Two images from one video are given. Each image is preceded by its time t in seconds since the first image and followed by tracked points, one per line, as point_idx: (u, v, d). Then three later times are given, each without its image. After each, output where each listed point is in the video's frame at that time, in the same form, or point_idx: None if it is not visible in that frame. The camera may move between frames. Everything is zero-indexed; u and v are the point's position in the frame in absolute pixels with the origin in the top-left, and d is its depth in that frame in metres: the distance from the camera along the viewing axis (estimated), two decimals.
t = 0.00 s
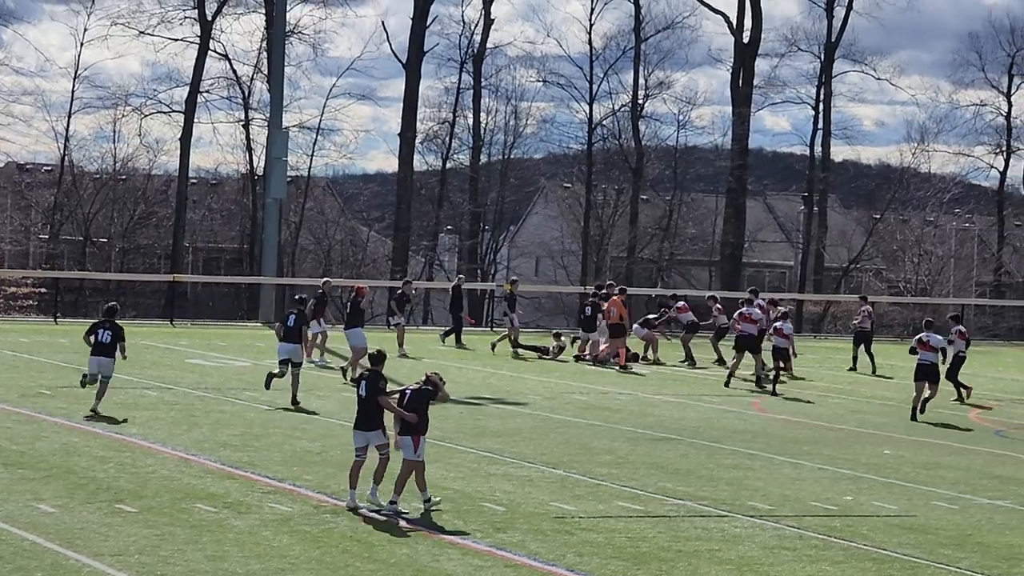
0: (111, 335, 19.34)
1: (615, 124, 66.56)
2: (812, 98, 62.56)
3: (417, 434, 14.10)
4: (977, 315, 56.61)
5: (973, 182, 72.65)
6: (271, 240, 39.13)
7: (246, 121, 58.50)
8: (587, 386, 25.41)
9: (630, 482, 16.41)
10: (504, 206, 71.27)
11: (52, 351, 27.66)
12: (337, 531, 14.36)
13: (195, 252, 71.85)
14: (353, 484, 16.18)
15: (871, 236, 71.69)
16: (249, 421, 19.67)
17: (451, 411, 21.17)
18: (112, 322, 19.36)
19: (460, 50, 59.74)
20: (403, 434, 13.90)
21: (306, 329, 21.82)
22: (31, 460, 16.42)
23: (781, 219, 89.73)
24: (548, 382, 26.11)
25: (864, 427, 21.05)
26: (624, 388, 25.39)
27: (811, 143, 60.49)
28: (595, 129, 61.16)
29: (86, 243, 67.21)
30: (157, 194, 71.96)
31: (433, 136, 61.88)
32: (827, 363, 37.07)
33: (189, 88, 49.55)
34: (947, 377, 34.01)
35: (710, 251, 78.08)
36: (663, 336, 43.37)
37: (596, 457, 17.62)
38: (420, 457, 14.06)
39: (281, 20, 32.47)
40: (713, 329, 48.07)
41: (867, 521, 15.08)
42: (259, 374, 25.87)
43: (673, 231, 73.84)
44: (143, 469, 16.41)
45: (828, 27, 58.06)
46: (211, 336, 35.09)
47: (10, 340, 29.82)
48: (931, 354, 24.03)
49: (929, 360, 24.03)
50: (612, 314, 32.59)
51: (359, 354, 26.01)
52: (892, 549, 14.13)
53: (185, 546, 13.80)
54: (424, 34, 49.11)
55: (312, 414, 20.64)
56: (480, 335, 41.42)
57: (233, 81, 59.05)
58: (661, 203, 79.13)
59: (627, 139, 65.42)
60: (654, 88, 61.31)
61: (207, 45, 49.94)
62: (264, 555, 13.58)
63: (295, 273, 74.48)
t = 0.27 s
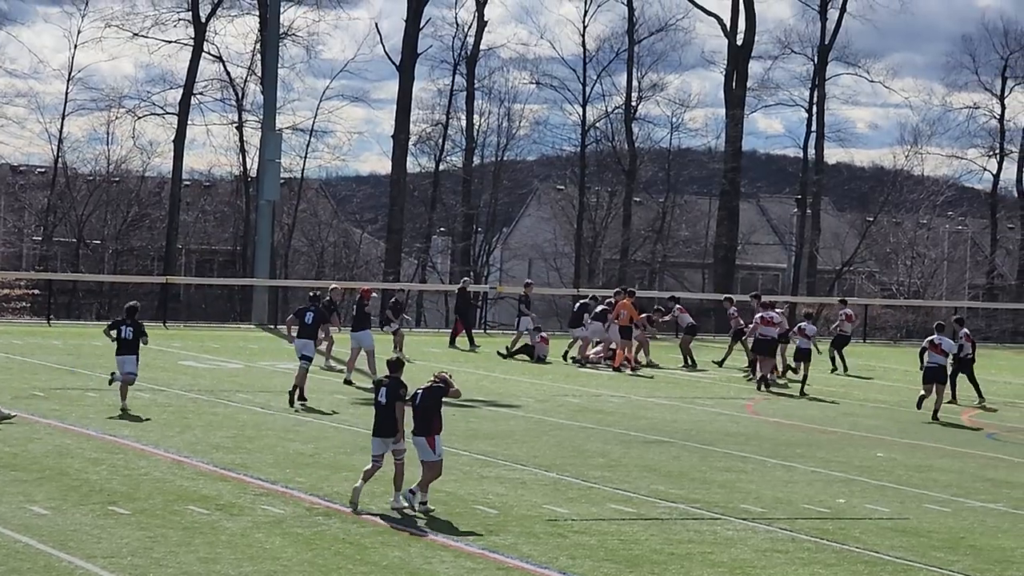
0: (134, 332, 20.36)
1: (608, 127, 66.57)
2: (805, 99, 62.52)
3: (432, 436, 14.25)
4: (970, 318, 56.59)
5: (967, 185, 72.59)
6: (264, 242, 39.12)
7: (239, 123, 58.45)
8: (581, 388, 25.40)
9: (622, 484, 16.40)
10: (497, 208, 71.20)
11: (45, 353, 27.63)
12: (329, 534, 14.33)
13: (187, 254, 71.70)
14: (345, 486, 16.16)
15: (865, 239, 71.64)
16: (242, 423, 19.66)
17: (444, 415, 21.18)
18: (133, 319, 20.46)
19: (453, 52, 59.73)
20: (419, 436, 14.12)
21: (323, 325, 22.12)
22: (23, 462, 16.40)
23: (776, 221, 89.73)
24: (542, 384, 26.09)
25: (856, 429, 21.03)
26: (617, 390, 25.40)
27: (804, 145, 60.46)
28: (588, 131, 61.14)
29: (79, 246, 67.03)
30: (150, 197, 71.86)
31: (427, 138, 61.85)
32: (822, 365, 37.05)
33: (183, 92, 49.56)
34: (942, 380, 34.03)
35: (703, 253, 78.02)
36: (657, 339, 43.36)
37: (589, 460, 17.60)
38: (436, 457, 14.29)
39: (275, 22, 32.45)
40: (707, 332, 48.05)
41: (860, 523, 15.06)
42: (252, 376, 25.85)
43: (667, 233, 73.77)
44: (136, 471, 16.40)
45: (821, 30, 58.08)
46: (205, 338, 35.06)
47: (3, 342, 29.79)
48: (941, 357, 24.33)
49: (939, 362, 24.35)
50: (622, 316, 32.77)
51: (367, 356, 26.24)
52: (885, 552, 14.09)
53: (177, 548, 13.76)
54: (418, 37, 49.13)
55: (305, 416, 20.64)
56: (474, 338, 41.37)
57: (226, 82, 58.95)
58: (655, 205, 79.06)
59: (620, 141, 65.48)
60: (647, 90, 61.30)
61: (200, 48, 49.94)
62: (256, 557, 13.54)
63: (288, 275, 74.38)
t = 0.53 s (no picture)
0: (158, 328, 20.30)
1: (603, 126, 66.49)
2: (801, 98, 62.46)
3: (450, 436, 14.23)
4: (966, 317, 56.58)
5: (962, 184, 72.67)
6: (260, 243, 39.08)
7: (235, 123, 58.34)
8: (577, 388, 25.40)
9: (619, 484, 16.40)
10: (493, 208, 71.11)
11: (40, 355, 27.61)
12: (326, 534, 14.33)
13: (182, 256, 71.56)
14: (341, 487, 16.15)
15: (861, 238, 71.62)
16: (238, 424, 19.65)
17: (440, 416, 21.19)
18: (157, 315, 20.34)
19: (449, 52, 59.66)
20: (435, 435, 14.17)
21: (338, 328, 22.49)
22: (20, 464, 16.39)
23: (771, 221, 89.71)
24: (538, 384, 26.10)
25: (852, 429, 21.06)
26: (613, 390, 25.41)
27: (800, 144, 60.41)
28: (583, 131, 61.06)
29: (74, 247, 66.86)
30: (146, 198, 71.74)
31: (422, 138, 61.77)
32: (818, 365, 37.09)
33: (178, 93, 49.49)
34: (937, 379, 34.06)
35: (699, 253, 77.94)
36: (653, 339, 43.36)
37: (585, 460, 17.60)
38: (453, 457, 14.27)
39: (270, 22, 32.43)
40: (703, 332, 48.02)
41: (857, 522, 15.06)
42: (248, 377, 25.85)
43: (663, 233, 73.68)
44: (132, 472, 16.39)
45: (817, 29, 58.03)
46: (202, 339, 35.04)
47: None
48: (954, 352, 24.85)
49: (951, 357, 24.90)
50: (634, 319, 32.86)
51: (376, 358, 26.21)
52: (881, 551, 14.09)
53: (174, 549, 13.74)
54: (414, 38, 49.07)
55: (301, 417, 20.64)
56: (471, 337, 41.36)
57: (221, 83, 58.82)
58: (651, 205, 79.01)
59: (615, 141, 65.48)
60: (643, 90, 61.23)
61: (195, 48, 49.85)
62: (253, 558, 13.52)
63: (283, 276, 74.24)
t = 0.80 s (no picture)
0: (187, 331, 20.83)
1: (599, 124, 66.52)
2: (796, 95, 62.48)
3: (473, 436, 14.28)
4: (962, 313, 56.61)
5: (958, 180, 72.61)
6: (257, 243, 39.11)
7: (231, 123, 58.36)
8: (574, 386, 25.44)
9: (616, 482, 16.40)
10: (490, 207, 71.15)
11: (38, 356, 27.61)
12: (324, 534, 14.32)
13: (179, 256, 71.60)
14: (338, 487, 16.15)
15: (857, 234, 71.72)
16: (236, 424, 19.65)
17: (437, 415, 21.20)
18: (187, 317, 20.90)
19: (445, 51, 59.73)
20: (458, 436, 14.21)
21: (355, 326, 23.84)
22: (17, 465, 16.37)
23: (768, 218, 89.77)
24: (536, 383, 26.11)
25: (850, 425, 21.06)
26: (611, 388, 25.44)
27: (796, 142, 60.46)
28: (579, 129, 61.11)
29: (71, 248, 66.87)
30: (142, 198, 71.82)
31: (419, 136, 61.80)
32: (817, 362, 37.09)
33: (174, 93, 49.52)
34: (934, 376, 34.09)
35: (695, 251, 77.98)
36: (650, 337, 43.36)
37: (582, 458, 17.61)
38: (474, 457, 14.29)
39: (266, 22, 32.46)
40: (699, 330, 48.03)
41: (855, 519, 15.06)
42: (246, 377, 25.87)
43: (659, 231, 73.71)
44: (130, 473, 16.39)
45: (813, 26, 58.06)
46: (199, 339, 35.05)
47: None
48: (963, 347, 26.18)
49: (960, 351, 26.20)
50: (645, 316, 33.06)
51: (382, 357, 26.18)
52: (880, 548, 14.08)
53: (172, 549, 13.73)
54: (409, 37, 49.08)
55: (298, 417, 20.64)
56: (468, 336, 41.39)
57: (217, 83, 58.85)
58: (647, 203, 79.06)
59: (611, 139, 65.58)
60: (638, 88, 61.28)
61: (191, 48, 49.87)
62: (251, 558, 13.50)
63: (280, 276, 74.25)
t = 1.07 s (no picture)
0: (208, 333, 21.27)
1: (595, 122, 66.59)
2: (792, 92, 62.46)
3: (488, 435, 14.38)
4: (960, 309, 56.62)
5: (953, 176, 72.74)
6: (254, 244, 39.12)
7: (227, 124, 58.40)
8: (572, 384, 25.43)
9: (614, 480, 16.39)
10: (486, 205, 71.19)
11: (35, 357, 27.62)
12: (321, 534, 14.32)
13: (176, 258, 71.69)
14: (336, 486, 16.14)
15: (854, 231, 71.71)
16: (234, 425, 19.65)
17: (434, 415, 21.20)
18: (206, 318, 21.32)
19: (440, 50, 59.76)
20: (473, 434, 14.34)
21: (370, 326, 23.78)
22: (15, 466, 16.38)
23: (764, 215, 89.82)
24: (533, 382, 26.11)
25: (847, 421, 21.06)
26: (608, 386, 25.44)
27: (792, 139, 60.47)
28: (575, 127, 61.11)
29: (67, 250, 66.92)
30: (138, 199, 71.88)
31: (415, 136, 61.85)
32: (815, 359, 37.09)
33: (171, 92, 49.56)
34: (932, 372, 34.08)
35: (692, 247, 78.04)
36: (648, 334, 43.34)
37: (578, 456, 17.60)
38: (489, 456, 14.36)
39: (260, 22, 32.47)
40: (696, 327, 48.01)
41: (854, 516, 15.05)
42: (243, 378, 25.87)
43: (656, 228, 73.73)
44: (127, 474, 16.38)
45: (809, 22, 58.06)
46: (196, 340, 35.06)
47: None
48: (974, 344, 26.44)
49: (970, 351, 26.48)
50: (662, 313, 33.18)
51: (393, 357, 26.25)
52: (877, 545, 14.05)
53: (170, 550, 13.70)
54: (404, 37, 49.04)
55: (295, 417, 20.63)
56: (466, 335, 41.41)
57: (212, 83, 58.85)
58: (642, 201, 79.05)
59: (608, 137, 65.62)
60: (634, 85, 61.30)
61: (187, 49, 49.87)
62: (250, 559, 13.48)
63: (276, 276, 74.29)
